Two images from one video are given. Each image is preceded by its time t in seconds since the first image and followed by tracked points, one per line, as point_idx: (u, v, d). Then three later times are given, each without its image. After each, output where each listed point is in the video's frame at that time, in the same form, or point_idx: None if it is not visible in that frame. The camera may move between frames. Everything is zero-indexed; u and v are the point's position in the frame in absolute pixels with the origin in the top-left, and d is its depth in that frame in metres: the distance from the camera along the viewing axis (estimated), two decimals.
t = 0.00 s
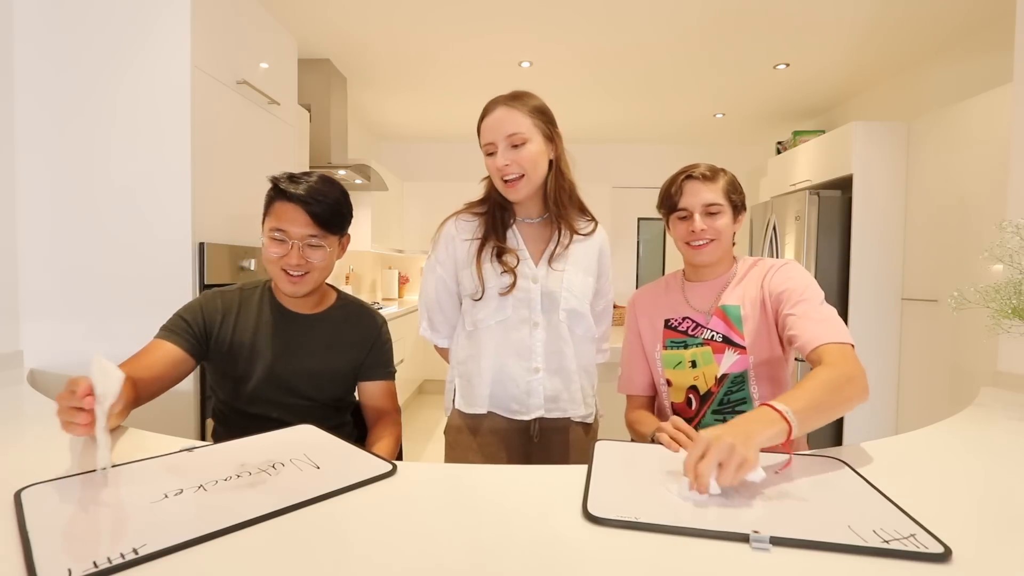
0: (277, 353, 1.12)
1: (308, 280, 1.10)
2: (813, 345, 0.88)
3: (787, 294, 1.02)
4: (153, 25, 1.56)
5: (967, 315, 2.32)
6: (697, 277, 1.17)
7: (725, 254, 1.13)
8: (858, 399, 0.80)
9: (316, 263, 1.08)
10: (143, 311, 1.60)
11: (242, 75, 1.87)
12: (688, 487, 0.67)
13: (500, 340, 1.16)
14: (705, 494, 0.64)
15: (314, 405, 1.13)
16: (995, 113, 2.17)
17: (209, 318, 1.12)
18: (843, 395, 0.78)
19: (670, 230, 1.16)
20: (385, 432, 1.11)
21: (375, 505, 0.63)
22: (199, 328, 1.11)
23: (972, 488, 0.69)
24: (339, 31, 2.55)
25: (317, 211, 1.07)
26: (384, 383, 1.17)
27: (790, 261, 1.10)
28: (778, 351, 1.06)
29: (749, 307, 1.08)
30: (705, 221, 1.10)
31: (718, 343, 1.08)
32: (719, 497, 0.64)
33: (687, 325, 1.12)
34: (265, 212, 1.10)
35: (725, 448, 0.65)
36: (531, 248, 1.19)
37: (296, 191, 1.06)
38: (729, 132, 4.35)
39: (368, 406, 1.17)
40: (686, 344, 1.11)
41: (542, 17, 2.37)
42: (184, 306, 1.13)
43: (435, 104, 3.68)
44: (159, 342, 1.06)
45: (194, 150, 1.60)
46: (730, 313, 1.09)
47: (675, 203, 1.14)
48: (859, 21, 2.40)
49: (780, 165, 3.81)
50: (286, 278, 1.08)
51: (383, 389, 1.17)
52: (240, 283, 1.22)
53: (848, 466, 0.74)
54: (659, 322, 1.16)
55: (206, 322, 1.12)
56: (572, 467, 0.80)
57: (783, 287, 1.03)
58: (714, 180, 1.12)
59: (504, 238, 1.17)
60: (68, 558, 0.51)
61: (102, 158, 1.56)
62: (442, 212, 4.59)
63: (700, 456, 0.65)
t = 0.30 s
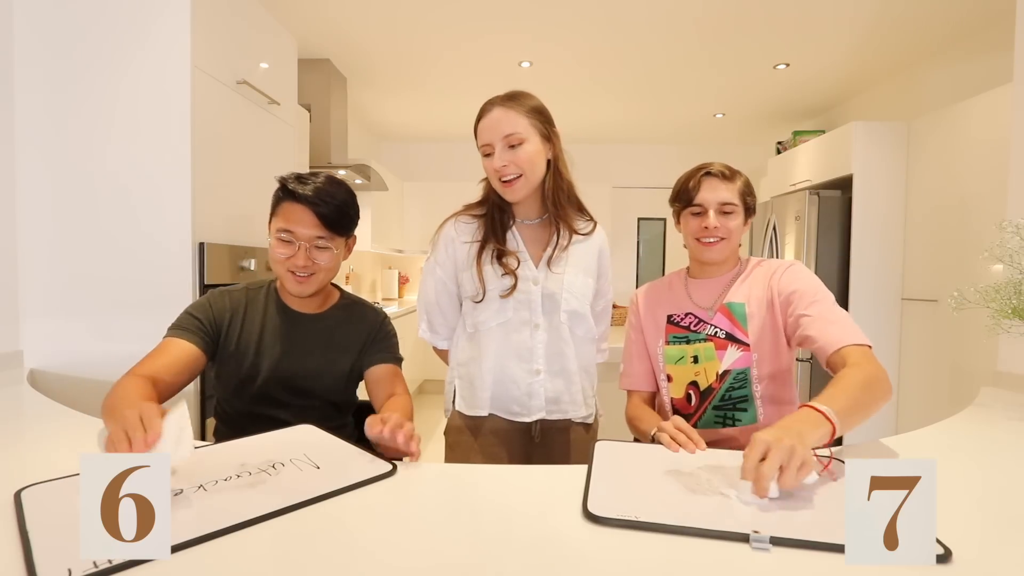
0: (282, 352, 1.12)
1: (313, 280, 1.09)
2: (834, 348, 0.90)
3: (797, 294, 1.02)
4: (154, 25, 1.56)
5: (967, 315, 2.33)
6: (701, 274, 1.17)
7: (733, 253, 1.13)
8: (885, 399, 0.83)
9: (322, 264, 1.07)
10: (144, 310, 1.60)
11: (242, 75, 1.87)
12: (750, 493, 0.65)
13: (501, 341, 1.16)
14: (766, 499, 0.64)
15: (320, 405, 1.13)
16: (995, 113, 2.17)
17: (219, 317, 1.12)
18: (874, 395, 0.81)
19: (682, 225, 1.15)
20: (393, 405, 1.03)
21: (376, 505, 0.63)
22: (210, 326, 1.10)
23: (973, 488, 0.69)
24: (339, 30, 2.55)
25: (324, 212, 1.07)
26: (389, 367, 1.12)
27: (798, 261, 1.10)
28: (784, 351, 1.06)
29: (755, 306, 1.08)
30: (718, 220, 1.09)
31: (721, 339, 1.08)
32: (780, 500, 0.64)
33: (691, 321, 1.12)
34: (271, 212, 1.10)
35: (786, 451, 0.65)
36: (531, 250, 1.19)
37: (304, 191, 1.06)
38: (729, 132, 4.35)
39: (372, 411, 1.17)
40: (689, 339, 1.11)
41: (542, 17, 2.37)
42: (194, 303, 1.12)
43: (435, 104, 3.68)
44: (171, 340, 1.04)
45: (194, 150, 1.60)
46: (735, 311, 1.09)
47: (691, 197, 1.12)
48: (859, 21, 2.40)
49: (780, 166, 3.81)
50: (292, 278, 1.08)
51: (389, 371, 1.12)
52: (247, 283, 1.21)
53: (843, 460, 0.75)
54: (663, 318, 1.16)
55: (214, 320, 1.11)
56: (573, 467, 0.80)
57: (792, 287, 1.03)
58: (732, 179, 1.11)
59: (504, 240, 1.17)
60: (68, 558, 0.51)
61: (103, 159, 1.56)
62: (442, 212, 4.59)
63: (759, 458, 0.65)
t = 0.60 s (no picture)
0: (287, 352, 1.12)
1: (318, 293, 1.08)
2: (860, 355, 0.92)
3: (811, 299, 1.03)
4: (153, 25, 1.56)
5: (967, 315, 2.33)
6: (706, 274, 1.16)
7: (740, 255, 1.13)
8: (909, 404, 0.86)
9: (326, 279, 1.06)
10: (144, 310, 1.60)
11: (242, 75, 1.87)
12: (791, 489, 0.66)
13: (503, 343, 1.15)
14: (805, 495, 0.65)
15: (320, 406, 1.14)
16: (995, 113, 2.17)
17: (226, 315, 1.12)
18: (901, 400, 0.83)
19: (690, 224, 1.14)
20: (396, 417, 1.04)
21: (376, 506, 0.63)
22: (216, 324, 1.10)
23: (973, 488, 0.69)
24: (339, 30, 2.55)
25: (327, 226, 1.03)
26: (391, 376, 1.12)
27: (805, 265, 1.10)
28: (795, 357, 1.07)
29: (763, 309, 1.08)
30: (727, 220, 1.09)
31: (728, 342, 1.08)
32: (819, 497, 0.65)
33: (697, 321, 1.12)
34: (275, 222, 1.07)
35: (823, 446, 0.68)
36: (531, 251, 1.19)
37: (306, 204, 1.02)
38: (729, 132, 4.35)
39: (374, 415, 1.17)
40: (695, 340, 1.11)
41: (542, 17, 2.36)
42: (201, 297, 1.12)
43: (435, 104, 3.68)
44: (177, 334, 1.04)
45: (193, 151, 1.60)
46: (742, 313, 1.09)
47: (700, 196, 1.11)
48: (859, 21, 2.40)
49: (780, 166, 3.81)
50: (296, 292, 1.07)
51: (390, 382, 1.12)
52: (256, 280, 1.21)
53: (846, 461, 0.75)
54: (667, 318, 1.16)
55: (221, 317, 1.11)
56: (573, 467, 0.80)
57: (805, 292, 1.04)
58: (741, 179, 1.11)
59: (504, 240, 1.17)
60: (68, 558, 0.51)
61: (103, 159, 1.56)
62: (442, 212, 4.59)
63: (798, 455, 0.67)
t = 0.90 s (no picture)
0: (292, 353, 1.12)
1: (326, 298, 1.08)
2: (848, 353, 0.90)
3: (809, 298, 1.02)
4: (154, 25, 1.56)
5: (967, 315, 2.33)
6: (708, 274, 1.16)
7: (743, 255, 1.13)
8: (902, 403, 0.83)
9: (334, 284, 1.05)
10: (143, 310, 1.60)
11: (242, 75, 1.87)
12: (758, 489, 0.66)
13: (501, 342, 1.16)
14: (779, 499, 0.64)
15: (321, 406, 1.14)
16: (995, 113, 2.17)
17: (236, 317, 1.11)
18: (892, 397, 0.81)
19: (693, 224, 1.14)
20: (397, 421, 1.03)
21: (375, 505, 0.63)
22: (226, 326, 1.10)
23: (972, 489, 0.69)
24: (339, 30, 2.55)
25: (335, 231, 1.03)
26: (392, 381, 1.12)
27: (806, 264, 1.10)
28: (794, 356, 1.06)
29: (764, 309, 1.08)
30: (732, 219, 1.09)
31: (729, 343, 1.08)
32: (793, 500, 0.64)
33: (697, 322, 1.12)
34: (284, 227, 1.07)
35: (797, 448, 0.66)
36: (530, 251, 1.19)
37: (315, 209, 1.02)
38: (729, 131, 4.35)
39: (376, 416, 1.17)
40: (696, 341, 1.11)
41: (542, 17, 2.36)
42: (211, 297, 1.11)
43: (435, 104, 3.68)
44: (189, 336, 1.03)
45: (194, 151, 1.60)
46: (744, 314, 1.09)
47: (704, 195, 1.11)
48: (860, 20, 2.40)
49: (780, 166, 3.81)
50: (304, 296, 1.06)
51: (391, 386, 1.12)
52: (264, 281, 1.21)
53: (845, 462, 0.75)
54: (668, 318, 1.16)
55: (230, 315, 1.11)
56: (572, 467, 0.80)
57: (804, 291, 1.04)
58: (747, 179, 1.11)
59: (502, 242, 1.17)
60: (68, 558, 0.51)
61: (103, 158, 1.56)
62: (442, 212, 4.59)
63: (772, 458, 0.65)
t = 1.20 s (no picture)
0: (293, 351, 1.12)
1: (328, 295, 1.07)
2: (826, 357, 0.91)
3: (801, 300, 1.02)
4: (154, 25, 1.56)
5: (967, 315, 2.33)
6: (709, 275, 1.15)
7: (742, 257, 1.13)
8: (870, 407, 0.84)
9: (336, 282, 1.05)
10: (143, 310, 1.60)
11: (242, 75, 1.87)
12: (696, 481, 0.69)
13: (500, 343, 1.16)
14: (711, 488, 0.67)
15: (320, 406, 1.13)
16: (995, 113, 2.17)
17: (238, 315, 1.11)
18: (855, 402, 0.82)
19: (692, 224, 1.14)
20: (398, 417, 1.03)
21: (375, 505, 0.63)
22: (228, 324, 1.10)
23: (973, 488, 0.69)
24: (338, 30, 2.55)
25: (337, 229, 1.03)
26: (394, 376, 1.12)
27: (806, 267, 1.10)
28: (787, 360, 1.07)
29: (761, 310, 1.08)
30: (730, 220, 1.09)
31: (727, 344, 1.08)
32: (725, 491, 0.66)
33: (696, 323, 1.12)
34: (286, 225, 1.07)
35: (733, 443, 0.68)
36: (529, 251, 1.19)
37: (316, 207, 1.02)
38: (729, 132, 4.36)
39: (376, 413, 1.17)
40: (694, 342, 1.11)
41: (542, 16, 2.36)
42: (214, 295, 1.12)
43: (435, 104, 3.68)
44: (194, 334, 1.04)
45: (194, 151, 1.60)
46: (741, 315, 1.09)
47: (702, 196, 1.11)
48: (860, 20, 2.40)
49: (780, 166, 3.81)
50: (306, 294, 1.06)
51: (393, 382, 1.11)
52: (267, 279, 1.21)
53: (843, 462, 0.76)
54: (668, 318, 1.16)
55: (233, 313, 1.11)
56: (572, 468, 0.80)
57: (797, 292, 1.04)
58: (744, 179, 1.10)
59: (497, 248, 1.16)
60: (68, 558, 0.51)
61: (103, 158, 1.56)
62: (442, 212, 4.59)
63: (707, 451, 0.68)
